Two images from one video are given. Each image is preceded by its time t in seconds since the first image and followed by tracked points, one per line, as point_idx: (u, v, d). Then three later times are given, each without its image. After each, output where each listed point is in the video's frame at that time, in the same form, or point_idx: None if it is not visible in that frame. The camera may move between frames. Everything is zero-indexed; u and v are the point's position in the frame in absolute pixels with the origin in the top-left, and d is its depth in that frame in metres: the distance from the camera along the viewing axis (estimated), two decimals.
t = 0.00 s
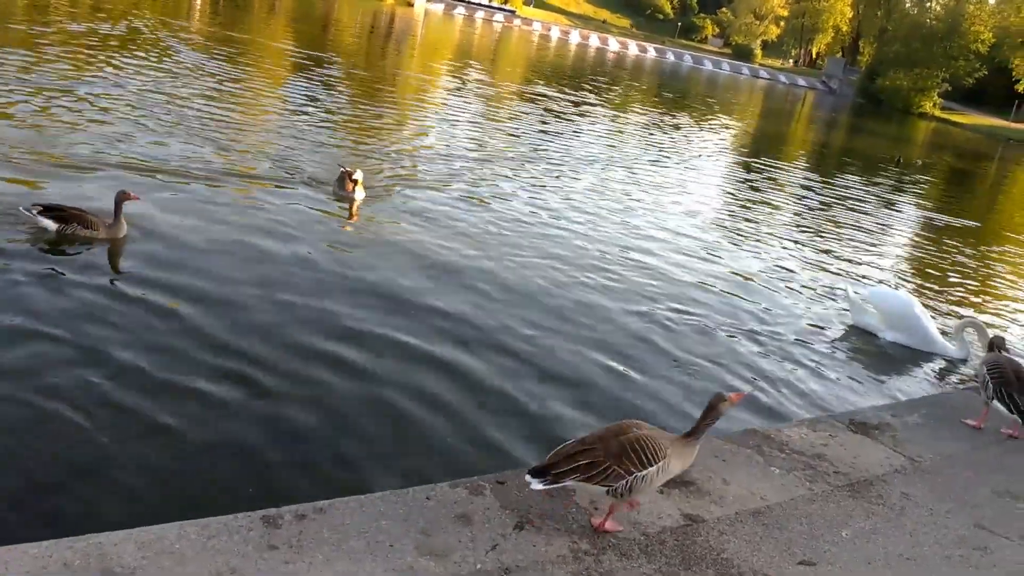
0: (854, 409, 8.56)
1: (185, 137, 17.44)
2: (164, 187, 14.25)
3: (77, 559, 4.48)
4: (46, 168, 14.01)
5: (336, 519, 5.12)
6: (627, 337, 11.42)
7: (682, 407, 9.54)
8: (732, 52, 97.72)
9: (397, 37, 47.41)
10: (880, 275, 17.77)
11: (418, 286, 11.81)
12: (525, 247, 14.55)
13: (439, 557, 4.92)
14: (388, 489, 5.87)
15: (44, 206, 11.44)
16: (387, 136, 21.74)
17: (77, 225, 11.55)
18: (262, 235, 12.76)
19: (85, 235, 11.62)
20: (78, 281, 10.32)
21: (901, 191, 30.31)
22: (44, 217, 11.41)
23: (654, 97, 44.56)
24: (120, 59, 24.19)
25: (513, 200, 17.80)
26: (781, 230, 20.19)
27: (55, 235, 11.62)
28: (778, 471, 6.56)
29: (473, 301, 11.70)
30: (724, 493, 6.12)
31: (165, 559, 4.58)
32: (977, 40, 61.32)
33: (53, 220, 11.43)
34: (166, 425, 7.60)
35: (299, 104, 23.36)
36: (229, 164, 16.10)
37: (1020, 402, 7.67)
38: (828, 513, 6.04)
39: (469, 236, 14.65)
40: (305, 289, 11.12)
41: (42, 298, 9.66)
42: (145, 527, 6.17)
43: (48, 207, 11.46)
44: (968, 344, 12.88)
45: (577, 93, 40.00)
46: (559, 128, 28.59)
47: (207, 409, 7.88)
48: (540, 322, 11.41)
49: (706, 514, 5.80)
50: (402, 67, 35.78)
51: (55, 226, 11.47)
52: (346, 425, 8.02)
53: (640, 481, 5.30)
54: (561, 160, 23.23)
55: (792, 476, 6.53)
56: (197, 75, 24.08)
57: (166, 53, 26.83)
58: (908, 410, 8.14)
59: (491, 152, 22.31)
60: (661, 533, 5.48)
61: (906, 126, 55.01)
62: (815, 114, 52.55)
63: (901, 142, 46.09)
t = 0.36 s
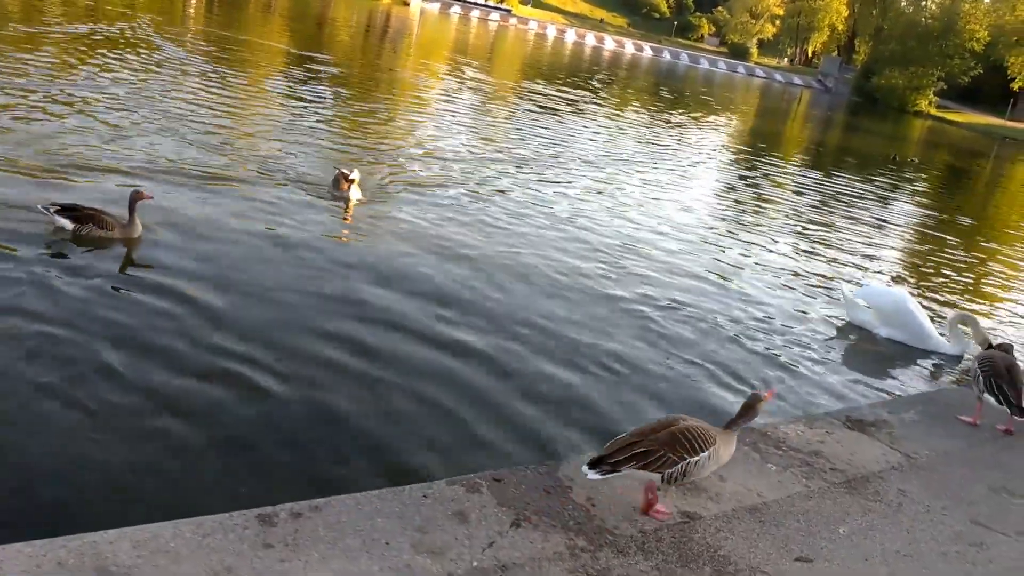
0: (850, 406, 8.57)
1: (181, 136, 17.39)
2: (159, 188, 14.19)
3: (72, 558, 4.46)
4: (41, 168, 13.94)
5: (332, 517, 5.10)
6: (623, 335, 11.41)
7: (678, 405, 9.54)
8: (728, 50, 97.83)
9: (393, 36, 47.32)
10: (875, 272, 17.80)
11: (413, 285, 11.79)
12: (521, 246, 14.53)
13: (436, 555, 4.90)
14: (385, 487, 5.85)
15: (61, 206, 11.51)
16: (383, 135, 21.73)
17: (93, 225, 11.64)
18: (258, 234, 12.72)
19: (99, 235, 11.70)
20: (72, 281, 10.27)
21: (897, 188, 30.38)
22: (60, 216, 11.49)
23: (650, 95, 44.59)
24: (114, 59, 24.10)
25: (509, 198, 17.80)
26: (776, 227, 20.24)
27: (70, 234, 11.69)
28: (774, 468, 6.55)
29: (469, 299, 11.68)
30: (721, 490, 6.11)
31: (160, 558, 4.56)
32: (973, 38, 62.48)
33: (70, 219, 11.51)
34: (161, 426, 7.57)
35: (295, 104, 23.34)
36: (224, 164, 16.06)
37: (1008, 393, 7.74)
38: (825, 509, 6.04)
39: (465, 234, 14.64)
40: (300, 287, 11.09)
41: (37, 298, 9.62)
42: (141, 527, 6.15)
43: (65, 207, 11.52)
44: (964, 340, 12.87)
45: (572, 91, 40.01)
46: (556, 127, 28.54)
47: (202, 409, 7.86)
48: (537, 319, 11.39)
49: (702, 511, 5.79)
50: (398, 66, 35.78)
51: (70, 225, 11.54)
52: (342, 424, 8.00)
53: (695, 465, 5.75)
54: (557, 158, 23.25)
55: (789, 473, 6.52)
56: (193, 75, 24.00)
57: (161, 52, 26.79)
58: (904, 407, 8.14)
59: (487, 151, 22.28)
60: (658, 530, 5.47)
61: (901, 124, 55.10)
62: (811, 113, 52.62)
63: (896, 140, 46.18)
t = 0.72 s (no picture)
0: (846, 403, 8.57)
1: (176, 135, 17.34)
2: (154, 187, 14.16)
3: (67, 560, 4.46)
4: (36, 167, 13.90)
5: (328, 517, 5.10)
6: (618, 332, 11.42)
7: (674, 402, 9.54)
8: (725, 47, 97.82)
9: (389, 34, 47.24)
10: (872, 268, 17.83)
11: (409, 284, 11.78)
12: (517, 244, 14.51)
13: (431, 555, 4.90)
14: (381, 487, 5.84)
15: (74, 206, 11.59)
16: (380, 133, 21.72)
17: (104, 225, 11.64)
18: (254, 233, 12.69)
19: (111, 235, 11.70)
20: (66, 281, 10.25)
21: (894, 185, 30.41)
22: (72, 217, 11.57)
23: (646, 92, 44.60)
24: (109, 58, 24.04)
25: (505, 195, 17.80)
26: (773, 223, 20.26)
27: (84, 234, 11.75)
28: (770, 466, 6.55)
29: (465, 297, 11.67)
30: (717, 488, 6.11)
31: (155, 559, 4.56)
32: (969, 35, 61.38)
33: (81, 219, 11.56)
34: (157, 426, 7.56)
35: (291, 102, 23.31)
36: (220, 163, 16.02)
37: (1008, 387, 7.74)
38: (820, 507, 6.05)
39: (461, 232, 14.63)
40: (296, 287, 11.06)
41: (31, 299, 9.59)
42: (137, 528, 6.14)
43: (78, 207, 11.58)
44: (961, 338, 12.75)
45: (569, 89, 40.02)
46: (552, 124, 28.50)
47: (198, 410, 7.85)
48: (533, 317, 11.38)
49: (699, 509, 5.79)
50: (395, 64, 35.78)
51: (82, 225, 11.60)
52: (338, 424, 8.00)
53: (769, 467, 5.71)
54: (555, 156, 23.25)
55: (785, 471, 6.52)
56: (188, 74, 23.95)
57: (157, 52, 26.75)
58: (900, 404, 8.15)
59: (483, 148, 22.25)
60: (653, 529, 5.47)
61: (898, 120, 55.10)
62: (807, 110, 52.64)
63: (893, 136, 46.23)
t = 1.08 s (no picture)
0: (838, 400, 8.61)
1: (167, 142, 17.34)
2: (145, 194, 14.16)
3: (63, 569, 4.48)
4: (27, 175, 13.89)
5: (322, 522, 5.12)
6: (611, 331, 11.46)
7: (669, 401, 9.58)
8: (714, 46, 98.08)
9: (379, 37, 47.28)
10: (864, 264, 17.92)
11: (402, 286, 11.81)
12: (510, 245, 14.54)
13: (426, 558, 4.93)
14: (375, 491, 5.86)
15: (82, 220, 11.60)
16: (371, 136, 21.75)
17: (114, 235, 11.58)
18: (247, 238, 12.69)
19: (121, 245, 11.63)
20: (57, 288, 10.23)
21: (884, 180, 30.54)
22: (82, 230, 11.55)
23: (637, 92, 44.73)
24: (99, 66, 24.03)
25: (497, 197, 17.84)
26: (765, 221, 20.34)
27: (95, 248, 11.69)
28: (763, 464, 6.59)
29: (458, 298, 11.68)
30: (710, 486, 6.15)
31: (151, 566, 4.58)
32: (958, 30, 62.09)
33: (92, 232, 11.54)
34: (151, 434, 7.57)
35: (282, 106, 23.34)
36: (211, 168, 16.01)
37: (1008, 385, 7.78)
38: (812, 503, 6.09)
39: (454, 233, 14.66)
40: (289, 291, 11.07)
41: (23, 307, 9.57)
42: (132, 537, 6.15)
43: (87, 220, 11.60)
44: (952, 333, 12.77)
45: (560, 89, 40.12)
46: (544, 125, 28.52)
47: (192, 417, 7.87)
48: (526, 317, 11.42)
49: (692, 508, 5.83)
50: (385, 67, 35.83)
51: (93, 237, 11.58)
52: (332, 429, 8.02)
53: (835, 447, 6.21)
54: (546, 157, 23.32)
55: (777, 468, 6.56)
56: (179, 81, 23.95)
57: (147, 58, 26.77)
58: (891, 400, 8.20)
59: (475, 150, 22.28)
60: (647, 528, 5.51)
61: (888, 116, 55.32)
62: (798, 107, 52.85)
63: (883, 132, 46.42)
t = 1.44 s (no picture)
0: (825, 398, 8.66)
1: (154, 153, 17.30)
2: (132, 204, 14.11)
3: None
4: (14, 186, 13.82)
5: (313, 528, 5.12)
6: (600, 332, 11.50)
7: (661, 403, 9.60)
8: (700, 47, 98.47)
9: (364, 44, 47.28)
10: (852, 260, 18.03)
11: (391, 293, 11.82)
12: (498, 248, 14.55)
13: (417, 561, 4.94)
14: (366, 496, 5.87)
15: (103, 235, 11.58)
16: (360, 143, 21.76)
17: (132, 251, 11.55)
18: (234, 248, 12.67)
19: (138, 261, 11.59)
20: (45, 300, 10.20)
21: (871, 177, 30.71)
22: (101, 244, 11.55)
23: (624, 94, 44.87)
24: (86, 78, 24.01)
25: (486, 200, 17.89)
26: (753, 219, 20.44)
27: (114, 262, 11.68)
28: (753, 462, 6.62)
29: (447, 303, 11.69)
30: (700, 484, 6.17)
31: None
32: (941, 26, 63.03)
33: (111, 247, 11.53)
34: (141, 447, 7.56)
35: (270, 115, 23.33)
36: (198, 178, 15.98)
37: (981, 373, 8.00)
38: (802, 499, 6.12)
39: (443, 238, 14.69)
40: (277, 301, 11.07)
41: (11, 320, 9.55)
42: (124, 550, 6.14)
43: (105, 235, 11.59)
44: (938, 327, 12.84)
45: (547, 93, 40.23)
46: (531, 129, 28.55)
47: (181, 430, 7.86)
48: (515, 321, 11.44)
49: (682, 505, 5.86)
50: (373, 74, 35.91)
51: (111, 252, 11.56)
52: (323, 437, 8.03)
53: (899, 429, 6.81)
54: (535, 160, 23.37)
55: (766, 465, 6.59)
56: (165, 92, 23.91)
57: (134, 70, 26.74)
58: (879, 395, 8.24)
59: (463, 155, 22.29)
60: (638, 527, 5.52)
61: (874, 113, 55.58)
62: (784, 105, 53.08)
63: (869, 129, 46.68)
